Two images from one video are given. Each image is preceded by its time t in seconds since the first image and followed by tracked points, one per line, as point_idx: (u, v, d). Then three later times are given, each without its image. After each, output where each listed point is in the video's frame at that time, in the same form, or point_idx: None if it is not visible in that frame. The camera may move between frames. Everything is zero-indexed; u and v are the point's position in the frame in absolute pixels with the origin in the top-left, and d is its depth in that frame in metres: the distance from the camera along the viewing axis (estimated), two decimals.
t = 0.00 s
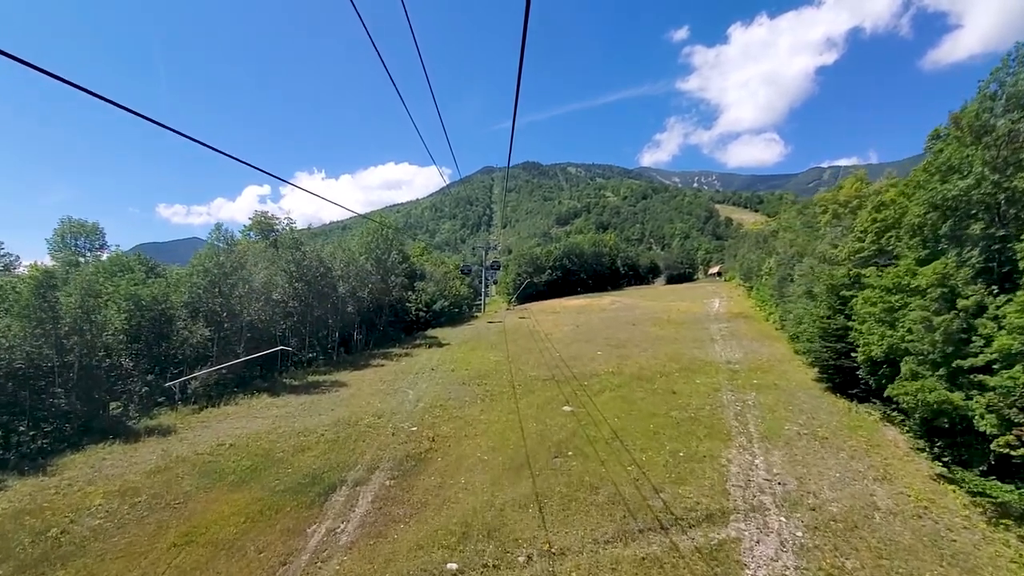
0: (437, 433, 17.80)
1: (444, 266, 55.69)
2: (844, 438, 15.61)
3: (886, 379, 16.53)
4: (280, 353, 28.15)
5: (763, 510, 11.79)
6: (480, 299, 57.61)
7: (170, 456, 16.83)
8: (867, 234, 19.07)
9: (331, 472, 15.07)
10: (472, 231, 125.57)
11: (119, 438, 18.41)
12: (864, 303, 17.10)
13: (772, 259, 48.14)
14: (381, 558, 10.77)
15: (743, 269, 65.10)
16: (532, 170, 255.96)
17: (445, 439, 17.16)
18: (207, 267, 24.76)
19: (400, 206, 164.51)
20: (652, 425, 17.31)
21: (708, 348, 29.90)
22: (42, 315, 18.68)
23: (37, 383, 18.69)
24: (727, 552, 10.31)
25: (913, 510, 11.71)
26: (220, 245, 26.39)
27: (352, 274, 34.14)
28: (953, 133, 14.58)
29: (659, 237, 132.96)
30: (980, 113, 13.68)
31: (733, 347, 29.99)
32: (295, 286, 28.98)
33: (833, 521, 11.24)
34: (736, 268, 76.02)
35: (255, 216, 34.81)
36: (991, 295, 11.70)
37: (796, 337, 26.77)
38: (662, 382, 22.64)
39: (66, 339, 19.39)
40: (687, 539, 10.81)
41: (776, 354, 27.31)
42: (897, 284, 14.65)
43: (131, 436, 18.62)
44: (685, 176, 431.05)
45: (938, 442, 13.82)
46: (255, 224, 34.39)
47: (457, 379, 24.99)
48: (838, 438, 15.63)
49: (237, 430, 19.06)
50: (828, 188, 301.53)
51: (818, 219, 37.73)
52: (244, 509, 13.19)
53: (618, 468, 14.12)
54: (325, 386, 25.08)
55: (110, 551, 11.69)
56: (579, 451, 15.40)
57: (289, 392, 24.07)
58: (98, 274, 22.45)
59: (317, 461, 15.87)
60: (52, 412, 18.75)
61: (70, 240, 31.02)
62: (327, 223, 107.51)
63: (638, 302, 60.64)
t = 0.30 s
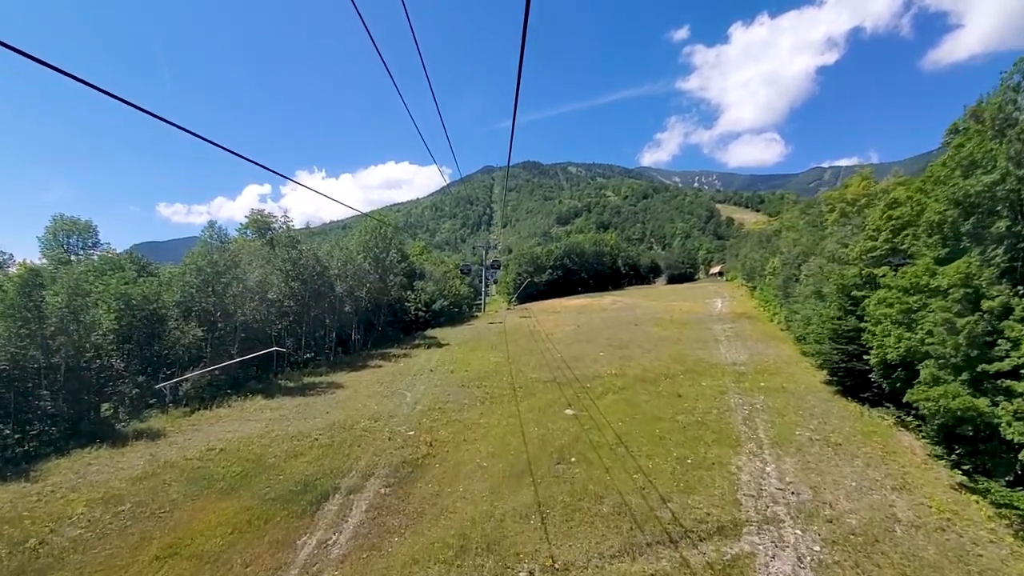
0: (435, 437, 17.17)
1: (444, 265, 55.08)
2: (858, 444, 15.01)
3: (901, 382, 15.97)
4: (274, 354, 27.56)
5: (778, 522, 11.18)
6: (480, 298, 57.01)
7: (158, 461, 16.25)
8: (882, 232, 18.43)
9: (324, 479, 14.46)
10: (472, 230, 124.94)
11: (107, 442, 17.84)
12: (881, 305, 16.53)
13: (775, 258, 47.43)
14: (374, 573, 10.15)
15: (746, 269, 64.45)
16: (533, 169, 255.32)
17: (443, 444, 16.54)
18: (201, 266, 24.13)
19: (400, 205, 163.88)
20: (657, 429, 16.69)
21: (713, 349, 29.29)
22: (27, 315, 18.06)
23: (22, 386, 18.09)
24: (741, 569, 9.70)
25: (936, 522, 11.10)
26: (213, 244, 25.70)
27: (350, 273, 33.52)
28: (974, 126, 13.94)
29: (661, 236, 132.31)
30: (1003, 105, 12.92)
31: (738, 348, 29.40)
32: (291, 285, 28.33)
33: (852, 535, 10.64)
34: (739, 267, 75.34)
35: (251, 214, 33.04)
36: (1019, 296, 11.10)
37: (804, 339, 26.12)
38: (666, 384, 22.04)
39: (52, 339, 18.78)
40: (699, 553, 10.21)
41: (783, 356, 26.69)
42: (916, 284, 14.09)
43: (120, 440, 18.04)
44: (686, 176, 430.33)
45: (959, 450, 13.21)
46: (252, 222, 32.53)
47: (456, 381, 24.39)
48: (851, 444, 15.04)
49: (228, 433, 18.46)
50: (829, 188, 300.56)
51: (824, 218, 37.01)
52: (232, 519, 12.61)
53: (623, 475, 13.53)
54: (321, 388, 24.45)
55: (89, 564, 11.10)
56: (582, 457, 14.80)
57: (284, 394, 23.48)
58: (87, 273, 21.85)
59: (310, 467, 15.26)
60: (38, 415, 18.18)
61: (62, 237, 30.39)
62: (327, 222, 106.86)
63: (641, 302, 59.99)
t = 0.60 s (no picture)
0: (433, 442, 16.56)
1: (444, 264, 54.46)
2: (875, 451, 14.40)
3: (918, 386, 15.37)
4: (269, 354, 26.95)
5: (795, 536, 10.56)
6: (481, 297, 56.40)
7: (145, 467, 15.66)
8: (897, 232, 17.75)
9: (317, 487, 13.84)
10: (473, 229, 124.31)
11: (93, 446, 17.25)
12: (897, 306, 15.91)
13: (779, 257, 46.81)
14: None
15: (749, 269, 63.80)
16: (533, 168, 254.64)
17: (441, 449, 15.93)
18: (193, 264, 23.56)
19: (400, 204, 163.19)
20: (664, 435, 16.08)
21: (718, 351, 28.66)
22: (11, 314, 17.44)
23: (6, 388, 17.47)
24: None
25: (962, 537, 10.49)
26: (211, 241, 24.94)
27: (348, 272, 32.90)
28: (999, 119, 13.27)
29: (662, 236, 131.63)
30: None
31: (743, 349, 28.78)
32: (287, 284, 27.73)
33: (874, 550, 10.03)
34: (741, 267, 74.67)
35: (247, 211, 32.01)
36: None
37: (812, 340, 25.49)
38: (672, 387, 21.43)
39: (37, 339, 18.16)
40: (711, 570, 9.60)
41: (790, 358, 26.08)
42: (936, 284, 13.48)
43: (107, 444, 17.43)
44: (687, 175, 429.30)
45: (983, 458, 12.59)
46: (248, 220, 31.46)
47: (455, 383, 23.77)
48: (867, 451, 14.42)
49: (219, 438, 17.86)
50: (831, 188, 299.61)
51: (831, 216, 36.37)
52: (219, 529, 12.01)
53: (629, 484, 12.92)
54: (317, 390, 23.84)
55: None
56: (586, 464, 14.20)
57: (279, 396, 22.90)
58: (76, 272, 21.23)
59: (303, 474, 14.65)
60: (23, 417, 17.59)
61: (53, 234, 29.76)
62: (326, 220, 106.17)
63: (643, 302, 59.34)
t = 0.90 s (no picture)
0: (431, 447, 15.95)
1: (443, 263, 53.85)
2: (891, 459, 13.82)
3: (934, 390, 14.80)
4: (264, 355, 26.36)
5: (813, 552, 9.95)
6: (481, 296, 55.82)
7: (132, 473, 15.05)
8: (912, 230, 17.14)
9: (309, 495, 13.23)
10: (473, 228, 123.71)
11: (79, 451, 16.63)
12: (914, 306, 15.31)
13: (784, 256, 46.13)
14: None
15: (751, 268, 63.23)
16: (534, 167, 254.14)
17: (439, 455, 15.31)
18: (185, 263, 22.76)
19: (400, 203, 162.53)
20: (670, 440, 15.47)
21: (723, 351, 28.08)
22: None
23: None
24: None
25: (992, 551, 9.87)
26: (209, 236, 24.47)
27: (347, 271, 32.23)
28: None
29: (662, 235, 131.06)
30: None
31: (749, 350, 28.19)
32: (282, 283, 27.11)
33: (898, 567, 9.43)
34: (744, 267, 74.10)
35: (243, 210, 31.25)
36: None
37: (819, 341, 24.91)
38: (676, 389, 20.84)
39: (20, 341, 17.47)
40: None
41: (797, 359, 25.52)
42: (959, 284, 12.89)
43: (93, 449, 16.82)
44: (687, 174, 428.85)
45: (1007, 467, 11.98)
46: (245, 219, 30.81)
47: (454, 384, 23.18)
48: (883, 458, 13.83)
49: (209, 442, 17.25)
50: (831, 187, 298.92)
51: (838, 214, 35.67)
52: (204, 541, 11.39)
53: (635, 493, 12.32)
54: (312, 392, 23.23)
55: None
56: (589, 471, 13.61)
57: (273, 398, 22.30)
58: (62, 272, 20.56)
59: (295, 481, 14.04)
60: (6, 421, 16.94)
61: (44, 233, 29.15)
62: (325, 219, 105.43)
63: (644, 301, 58.77)
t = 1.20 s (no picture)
0: (429, 454, 15.33)
1: (443, 262, 53.27)
2: (910, 467, 13.21)
3: (953, 394, 14.21)
4: (259, 357, 25.76)
5: (835, 569, 9.35)
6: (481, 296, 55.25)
7: (117, 481, 14.45)
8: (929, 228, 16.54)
9: (301, 505, 12.62)
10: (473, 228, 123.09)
11: (64, 457, 16.02)
12: (932, 307, 14.70)
13: (788, 256, 45.49)
14: None
15: (754, 267, 62.59)
16: (534, 166, 253.57)
17: (437, 462, 14.70)
18: (178, 262, 22.20)
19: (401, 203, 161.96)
20: (678, 446, 14.86)
21: (728, 353, 27.49)
22: None
23: None
24: None
25: None
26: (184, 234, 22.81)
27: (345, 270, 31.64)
28: None
29: (663, 234, 130.43)
30: None
31: (755, 351, 27.59)
32: (278, 283, 26.52)
33: None
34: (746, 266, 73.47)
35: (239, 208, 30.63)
36: None
37: (828, 342, 24.32)
38: (683, 392, 20.23)
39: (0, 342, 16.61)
40: None
41: (804, 360, 24.92)
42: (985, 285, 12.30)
43: (79, 455, 16.21)
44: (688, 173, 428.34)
45: None
46: (240, 219, 30.01)
47: (454, 387, 22.58)
48: (901, 466, 13.22)
49: (200, 447, 16.64)
50: (832, 187, 298.32)
51: (846, 213, 35.01)
52: (189, 555, 10.76)
53: (643, 503, 11.73)
54: (308, 394, 22.64)
55: None
56: (594, 479, 13.01)
57: (267, 401, 21.71)
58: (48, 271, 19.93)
59: (286, 489, 13.42)
60: None
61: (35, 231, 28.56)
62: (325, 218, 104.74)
63: (647, 301, 58.16)
